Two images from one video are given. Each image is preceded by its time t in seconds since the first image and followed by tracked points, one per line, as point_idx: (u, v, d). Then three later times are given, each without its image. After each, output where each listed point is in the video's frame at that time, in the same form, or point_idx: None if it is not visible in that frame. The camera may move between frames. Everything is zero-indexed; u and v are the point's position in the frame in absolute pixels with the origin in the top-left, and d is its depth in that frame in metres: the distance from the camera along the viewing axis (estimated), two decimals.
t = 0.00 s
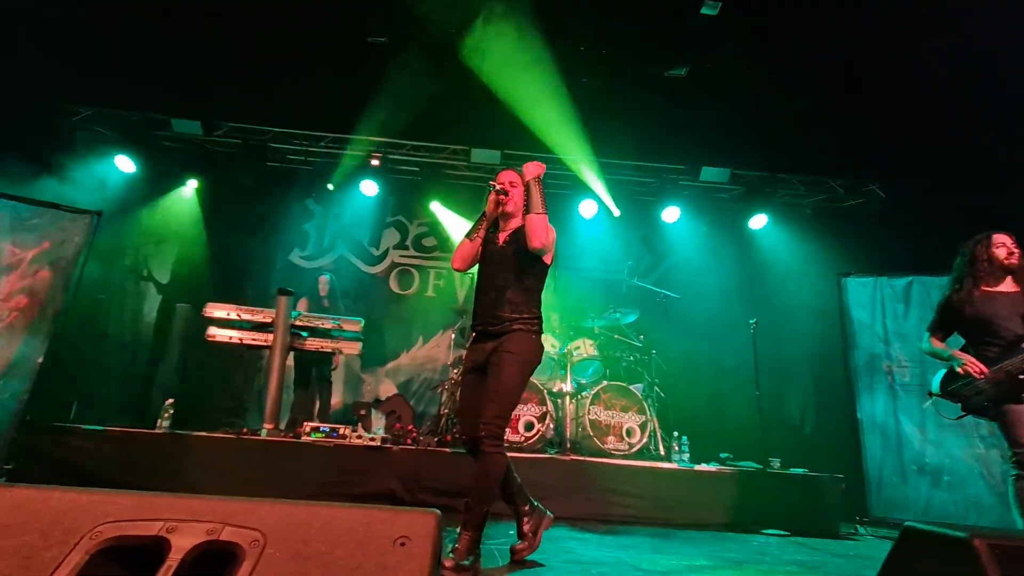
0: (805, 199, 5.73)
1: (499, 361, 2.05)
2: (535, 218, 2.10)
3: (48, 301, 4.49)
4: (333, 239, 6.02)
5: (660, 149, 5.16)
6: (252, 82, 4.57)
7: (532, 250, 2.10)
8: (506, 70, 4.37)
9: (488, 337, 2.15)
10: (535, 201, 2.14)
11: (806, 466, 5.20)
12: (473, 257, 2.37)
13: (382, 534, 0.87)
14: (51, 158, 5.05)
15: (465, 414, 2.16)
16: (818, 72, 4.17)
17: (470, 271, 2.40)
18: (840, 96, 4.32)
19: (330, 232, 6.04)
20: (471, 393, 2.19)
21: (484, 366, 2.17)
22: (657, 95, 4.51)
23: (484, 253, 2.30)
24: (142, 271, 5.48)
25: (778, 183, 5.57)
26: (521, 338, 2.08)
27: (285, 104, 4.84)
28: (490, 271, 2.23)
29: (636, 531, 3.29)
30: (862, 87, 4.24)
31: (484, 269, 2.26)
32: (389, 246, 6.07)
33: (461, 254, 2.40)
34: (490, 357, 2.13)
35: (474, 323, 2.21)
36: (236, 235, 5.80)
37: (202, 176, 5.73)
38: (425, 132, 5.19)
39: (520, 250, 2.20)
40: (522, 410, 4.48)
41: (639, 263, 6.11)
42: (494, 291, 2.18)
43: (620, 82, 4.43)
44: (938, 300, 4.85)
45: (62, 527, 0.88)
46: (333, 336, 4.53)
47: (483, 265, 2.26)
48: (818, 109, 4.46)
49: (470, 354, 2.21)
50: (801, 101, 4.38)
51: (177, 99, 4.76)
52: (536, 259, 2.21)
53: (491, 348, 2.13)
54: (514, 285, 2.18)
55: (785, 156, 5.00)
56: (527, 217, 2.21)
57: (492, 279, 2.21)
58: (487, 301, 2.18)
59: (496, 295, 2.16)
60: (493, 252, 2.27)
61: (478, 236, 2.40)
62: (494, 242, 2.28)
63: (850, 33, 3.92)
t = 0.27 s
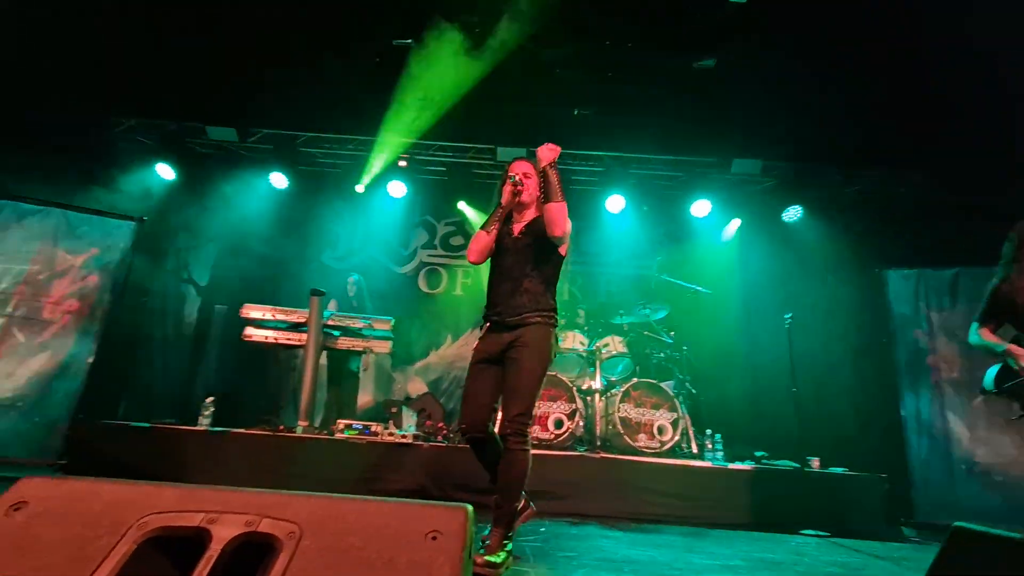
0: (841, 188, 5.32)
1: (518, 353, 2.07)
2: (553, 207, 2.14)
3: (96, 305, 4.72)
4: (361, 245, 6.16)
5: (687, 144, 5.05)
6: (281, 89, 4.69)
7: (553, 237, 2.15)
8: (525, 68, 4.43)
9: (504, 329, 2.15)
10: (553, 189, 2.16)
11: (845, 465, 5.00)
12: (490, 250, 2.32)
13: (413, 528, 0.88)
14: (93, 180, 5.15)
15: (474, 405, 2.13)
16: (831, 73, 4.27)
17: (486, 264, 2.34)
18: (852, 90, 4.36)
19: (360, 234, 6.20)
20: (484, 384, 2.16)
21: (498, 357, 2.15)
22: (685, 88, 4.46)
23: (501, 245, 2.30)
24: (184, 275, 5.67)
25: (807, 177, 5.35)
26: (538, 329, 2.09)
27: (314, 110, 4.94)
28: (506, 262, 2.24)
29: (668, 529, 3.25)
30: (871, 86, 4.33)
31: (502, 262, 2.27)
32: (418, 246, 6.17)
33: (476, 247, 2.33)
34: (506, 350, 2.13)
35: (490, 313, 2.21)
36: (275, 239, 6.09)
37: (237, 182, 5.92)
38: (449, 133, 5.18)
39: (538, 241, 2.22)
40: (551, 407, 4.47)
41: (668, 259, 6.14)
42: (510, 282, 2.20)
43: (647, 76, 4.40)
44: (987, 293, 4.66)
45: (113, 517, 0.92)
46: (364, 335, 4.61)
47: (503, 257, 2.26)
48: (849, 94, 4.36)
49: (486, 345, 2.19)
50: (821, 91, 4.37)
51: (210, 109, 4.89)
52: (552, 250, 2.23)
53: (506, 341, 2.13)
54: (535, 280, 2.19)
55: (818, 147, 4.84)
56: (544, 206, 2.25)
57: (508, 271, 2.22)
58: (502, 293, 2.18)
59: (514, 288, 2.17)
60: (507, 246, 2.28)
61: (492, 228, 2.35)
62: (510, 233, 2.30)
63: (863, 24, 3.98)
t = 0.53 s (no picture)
0: (867, 173, 5.22)
1: (532, 347, 2.11)
2: (564, 206, 2.17)
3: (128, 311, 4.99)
4: (381, 244, 6.25)
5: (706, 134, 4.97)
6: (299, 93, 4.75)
7: (564, 235, 2.23)
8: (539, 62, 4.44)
9: (516, 323, 2.18)
10: (565, 187, 2.19)
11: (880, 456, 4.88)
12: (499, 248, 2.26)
13: (437, 521, 0.88)
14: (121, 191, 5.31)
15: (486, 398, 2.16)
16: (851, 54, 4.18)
17: (495, 262, 2.30)
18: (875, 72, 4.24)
19: (380, 235, 6.29)
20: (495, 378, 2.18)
21: (512, 352, 2.19)
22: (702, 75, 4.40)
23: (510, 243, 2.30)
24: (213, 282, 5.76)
25: (831, 161, 5.24)
26: (551, 324, 2.14)
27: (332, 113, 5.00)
28: (517, 259, 2.28)
29: (696, 523, 3.22)
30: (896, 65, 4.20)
31: (514, 257, 2.30)
32: (437, 245, 6.22)
33: (484, 245, 2.26)
34: (519, 344, 2.18)
35: (500, 306, 2.24)
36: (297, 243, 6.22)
37: (258, 189, 5.94)
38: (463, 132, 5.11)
39: (551, 236, 2.28)
40: (573, 402, 4.48)
41: (688, 251, 6.08)
42: (523, 278, 2.24)
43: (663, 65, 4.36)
44: None
45: (147, 514, 0.91)
46: (386, 334, 4.67)
47: (514, 254, 2.29)
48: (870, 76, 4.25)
49: (497, 339, 2.20)
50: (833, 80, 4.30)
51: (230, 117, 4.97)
52: (561, 246, 2.29)
53: (519, 336, 2.17)
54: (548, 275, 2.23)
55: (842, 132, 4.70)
56: (554, 204, 2.30)
57: (521, 268, 2.26)
58: (514, 289, 2.21)
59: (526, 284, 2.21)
60: (518, 243, 2.31)
61: (499, 225, 2.30)
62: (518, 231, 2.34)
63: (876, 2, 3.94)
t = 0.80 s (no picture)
0: (895, 158, 5.19)
1: (537, 350, 2.23)
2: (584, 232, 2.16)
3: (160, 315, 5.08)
4: (402, 242, 6.29)
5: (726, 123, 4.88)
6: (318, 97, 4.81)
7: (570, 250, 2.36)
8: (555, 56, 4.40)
9: (520, 329, 2.29)
10: (584, 214, 2.11)
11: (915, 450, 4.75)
12: (504, 260, 2.44)
13: (461, 517, 0.87)
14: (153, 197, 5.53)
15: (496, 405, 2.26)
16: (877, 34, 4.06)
17: (500, 271, 2.48)
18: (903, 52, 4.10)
19: (400, 235, 6.32)
20: (501, 384, 2.29)
21: (514, 358, 2.30)
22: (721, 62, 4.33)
23: (513, 254, 2.45)
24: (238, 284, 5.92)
25: (860, 144, 5.09)
26: (551, 329, 2.26)
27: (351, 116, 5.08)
28: (519, 268, 2.42)
29: (724, 519, 3.17)
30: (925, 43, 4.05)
31: (518, 265, 2.44)
32: (456, 244, 6.24)
33: (491, 256, 2.44)
34: (522, 350, 2.29)
35: (504, 313, 2.35)
36: (320, 244, 6.27)
37: (281, 192, 6.12)
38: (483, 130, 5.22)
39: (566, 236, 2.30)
40: (596, 398, 4.46)
41: (711, 243, 5.96)
42: (523, 285, 2.36)
43: (680, 54, 4.32)
44: None
45: (179, 512, 0.91)
46: (408, 333, 4.72)
47: (516, 263, 2.44)
48: (897, 57, 4.12)
49: (501, 347, 2.31)
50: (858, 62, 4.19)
51: (251, 123, 5.06)
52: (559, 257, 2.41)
53: (524, 341, 2.27)
54: (549, 284, 2.37)
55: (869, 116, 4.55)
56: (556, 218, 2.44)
57: (523, 277, 2.40)
58: (516, 296, 2.33)
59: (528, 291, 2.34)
60: (521, 253, 2.45)
61: (506, 238, 2.46)
62: (522, 241, 2.48)
63: None
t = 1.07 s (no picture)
0: (917, 150, 5.13)
1: (539, 352, 2.32)
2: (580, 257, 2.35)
3: (181, 315, 5.03)
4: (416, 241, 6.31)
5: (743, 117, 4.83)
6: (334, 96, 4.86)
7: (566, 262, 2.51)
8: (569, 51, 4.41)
9: (523, 330, 2.37)
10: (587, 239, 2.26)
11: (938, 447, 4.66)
12: (507, 265, 2.51)
13: (473, 509, 0.84)
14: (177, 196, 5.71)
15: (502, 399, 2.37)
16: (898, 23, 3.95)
17: (501, 275, 2.55)
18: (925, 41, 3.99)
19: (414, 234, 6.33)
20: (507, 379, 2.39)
21: (519, 355, 2.38)
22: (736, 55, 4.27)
23: (514, 260, 2.52)
24: (254, 283, 6.03)
25: (883, 134, 5.05)
26: (552, 332, 2.38)
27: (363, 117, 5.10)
28: (518, 272, 2.51)
29: (741, 517, 3.15)
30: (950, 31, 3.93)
31: (519, 271, 2.52)
32: (470, 242, 6.25)
33: (494, 261, 2.50)
34: (526, 349, 2.37)
35: (507, 313, 2.41)
36: (334, 243, 6.32)
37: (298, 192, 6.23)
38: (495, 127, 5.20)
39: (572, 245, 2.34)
40: (611, 395, 4.45)
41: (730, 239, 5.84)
42: (524, 290, 2.46)
43: (693, 46, 4.28)
44: None
45: (200, 503, 0.87)
46: (423, 331, 4.75)
47: (516, 267, 2.52)
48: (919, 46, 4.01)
49: (506, 344, 2.39)
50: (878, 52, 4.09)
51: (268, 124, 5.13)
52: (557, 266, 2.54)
53: (528, 342, 2.35)
54: (547, 291, 2.48)
55: (890, 106, 4.46)
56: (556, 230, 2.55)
57: (523, 281, 2.48)
58: (519, 299, 2.42)
59: (528, 295, 2.43)
60: (521, 259, 2.53)
61: (508, 244, 2.53)
62: (523, 247, 2.56)
63: None
